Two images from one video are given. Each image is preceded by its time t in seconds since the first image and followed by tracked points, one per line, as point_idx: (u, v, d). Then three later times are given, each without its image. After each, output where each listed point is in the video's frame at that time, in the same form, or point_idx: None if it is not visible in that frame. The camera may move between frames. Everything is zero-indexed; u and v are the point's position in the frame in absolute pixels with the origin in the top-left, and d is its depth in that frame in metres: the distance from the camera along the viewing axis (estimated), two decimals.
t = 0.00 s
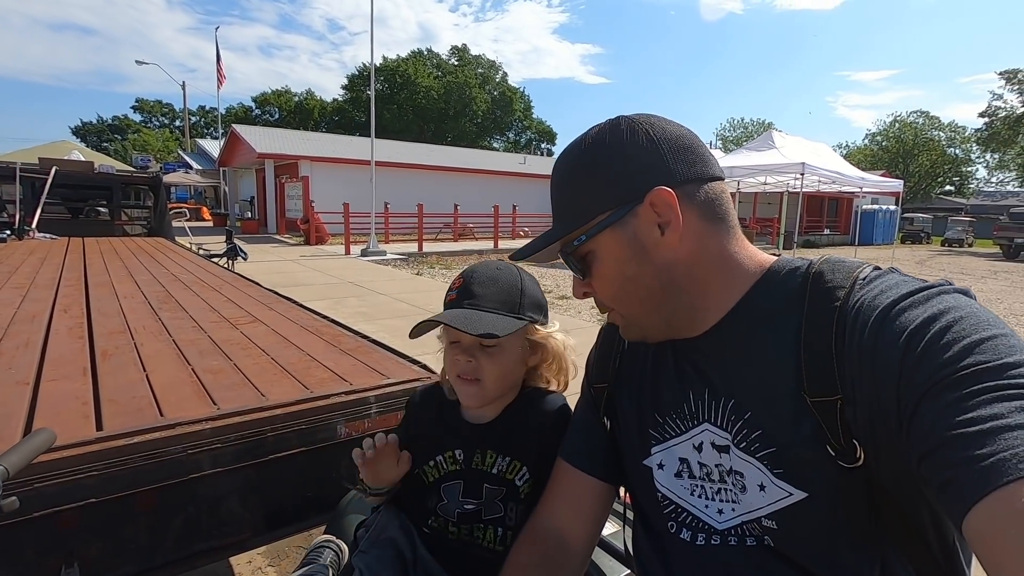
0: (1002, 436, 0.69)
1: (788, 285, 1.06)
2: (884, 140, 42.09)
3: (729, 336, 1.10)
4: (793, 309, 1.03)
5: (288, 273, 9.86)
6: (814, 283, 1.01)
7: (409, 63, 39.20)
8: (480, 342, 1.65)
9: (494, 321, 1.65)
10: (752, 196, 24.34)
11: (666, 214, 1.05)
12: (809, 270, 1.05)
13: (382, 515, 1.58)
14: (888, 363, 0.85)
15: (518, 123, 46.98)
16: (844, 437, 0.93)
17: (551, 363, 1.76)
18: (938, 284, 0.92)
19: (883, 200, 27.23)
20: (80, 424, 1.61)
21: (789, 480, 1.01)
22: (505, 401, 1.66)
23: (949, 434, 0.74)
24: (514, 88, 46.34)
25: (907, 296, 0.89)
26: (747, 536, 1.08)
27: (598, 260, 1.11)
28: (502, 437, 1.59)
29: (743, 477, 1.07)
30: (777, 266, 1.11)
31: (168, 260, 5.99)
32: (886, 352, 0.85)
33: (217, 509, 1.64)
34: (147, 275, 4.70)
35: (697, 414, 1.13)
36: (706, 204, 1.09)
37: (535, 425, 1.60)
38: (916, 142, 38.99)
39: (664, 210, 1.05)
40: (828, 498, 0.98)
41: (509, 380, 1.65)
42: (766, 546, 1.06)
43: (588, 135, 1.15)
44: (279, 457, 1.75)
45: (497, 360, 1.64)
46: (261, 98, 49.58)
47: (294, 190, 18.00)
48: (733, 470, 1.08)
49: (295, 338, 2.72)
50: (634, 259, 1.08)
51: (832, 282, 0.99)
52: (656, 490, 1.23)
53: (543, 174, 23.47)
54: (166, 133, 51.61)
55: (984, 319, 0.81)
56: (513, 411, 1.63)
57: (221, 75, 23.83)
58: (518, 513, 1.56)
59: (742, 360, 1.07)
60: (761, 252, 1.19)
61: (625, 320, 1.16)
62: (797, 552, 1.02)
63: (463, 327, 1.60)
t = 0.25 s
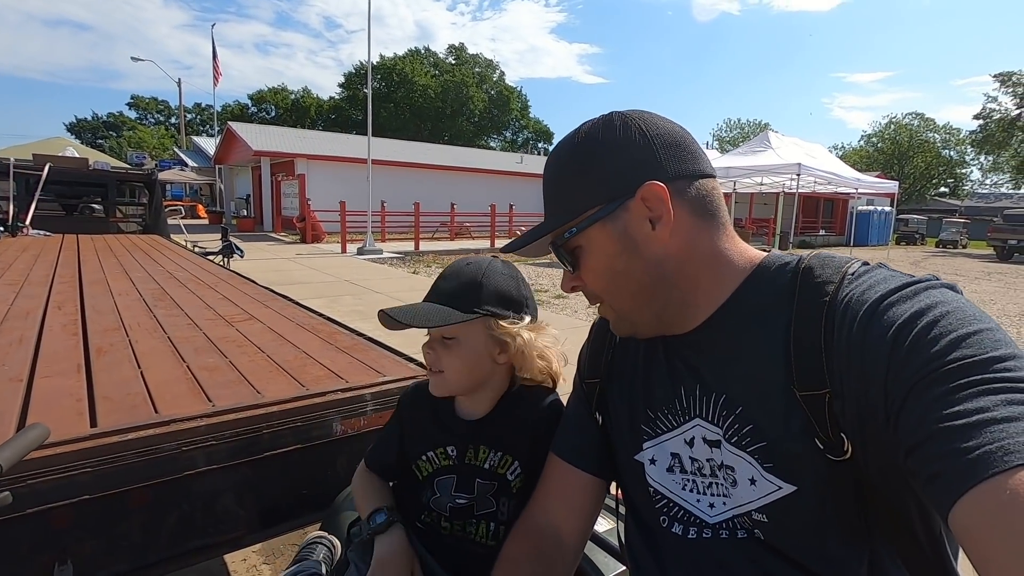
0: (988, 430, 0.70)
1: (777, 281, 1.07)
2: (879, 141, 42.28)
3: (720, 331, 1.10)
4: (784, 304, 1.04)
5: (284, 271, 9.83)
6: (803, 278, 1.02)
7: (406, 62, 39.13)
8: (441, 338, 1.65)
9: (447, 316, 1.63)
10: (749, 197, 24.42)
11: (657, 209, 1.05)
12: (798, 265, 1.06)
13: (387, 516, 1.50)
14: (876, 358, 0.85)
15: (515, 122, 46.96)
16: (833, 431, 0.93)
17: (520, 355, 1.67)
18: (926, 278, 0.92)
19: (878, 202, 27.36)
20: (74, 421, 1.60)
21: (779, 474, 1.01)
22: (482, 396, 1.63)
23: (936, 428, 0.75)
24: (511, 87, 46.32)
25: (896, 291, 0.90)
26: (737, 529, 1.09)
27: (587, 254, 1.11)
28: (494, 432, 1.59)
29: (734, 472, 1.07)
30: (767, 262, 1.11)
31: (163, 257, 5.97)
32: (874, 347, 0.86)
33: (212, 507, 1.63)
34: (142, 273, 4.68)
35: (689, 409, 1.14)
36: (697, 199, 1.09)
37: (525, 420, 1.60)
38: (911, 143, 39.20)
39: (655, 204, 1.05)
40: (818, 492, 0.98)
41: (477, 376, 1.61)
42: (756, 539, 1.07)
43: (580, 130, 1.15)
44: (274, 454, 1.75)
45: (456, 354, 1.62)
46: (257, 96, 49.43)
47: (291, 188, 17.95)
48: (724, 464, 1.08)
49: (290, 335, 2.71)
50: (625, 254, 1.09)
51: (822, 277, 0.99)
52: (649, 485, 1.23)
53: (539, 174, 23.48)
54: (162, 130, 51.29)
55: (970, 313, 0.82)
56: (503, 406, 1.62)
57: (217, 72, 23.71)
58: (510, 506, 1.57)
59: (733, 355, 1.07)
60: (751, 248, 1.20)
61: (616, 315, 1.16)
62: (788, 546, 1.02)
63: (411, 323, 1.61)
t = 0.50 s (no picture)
0: (987, 429, 0.70)
1: (776, 280, 1.07)
2: (875, 142, 42.45)
3: (719, 331, 1.10)
4: (782, 303, 1.04)
5: (281, 270, 9.81)
6: (801, 277, 1.02)
7: (404, 61, 39.11)
8: (443, 334, 1.64)
9: (451, 311, 1.62)
10: (746, 197, 24.48)
11: (657, 208, 1.05)
12: (797, 264, 1.06)
13: (380, 533, 1.49)
14: (875, 357, 0.85)
15: (513, 122, 46.97)
16: (833, 430, 0.93)
17: (522, 355, 1.69)
18: (924, 277, 0.93)
19: (874, 202, 27.43)
20: (70, 421, 1.59)
21: (778, 473, 1.01)
22: (479, 397, 1.62)
23: (935, 427, 0.75)
24: (509, 87, 46.33)
25: (894, 290, 0.90)
26: (736, 529, 1.09)
27: (587, 252, 1.11)
28: (489, 431, 1.58)
29: (733, 471, 1.07)
30: (766, 262, 1.12)
31: (160, 257, 5.95)
32: (873, 345, 0.86)
33: (210, 507, 1.63)
34: (138, 272, 4.67)
35: (688, 408, 1.14)
36: (696, 199, 1.09)
37: (522, 420, 1.59)
38: (907, 144, 39.34)
39: (655, 203, 1.05)
40: (818, 492, 0.98)
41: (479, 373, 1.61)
42: (756, 538, 1.07)
43: (582, 129, 1.15)
44: (272, 454, 1.74)
45: (459, 352, 1.62)
46: (254, 95, 49.33)
47: (288, 188, 17.91)
48: (723, 463, 1.08)
49: (288, 335, 2.71)
50: (625, 251, 1.09)
51: (820, 276, 1.00)
52: (647, 485, 1.23)
53: (537, 174, 23.49)
54: (158, 129, 51.11)
55: (968, 312, 0.82)
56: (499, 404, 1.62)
57: (214, 71, 23.64)
58: (508, 505, 1.56)
59: (732, 354, 1.07)
60: (750, 247, 1.20)
61: (615, 313, 1.16)
62: (787, 546, 1.02)
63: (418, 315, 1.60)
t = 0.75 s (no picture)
0: (988, 429, 0.70)
1: (776, 280, 1.07)
2: (872, 142, 42.60)
3: (719, 330, 1.10)
4: (782, 303, 1.04)
5: (279, 270, 9.79)
6: (800, 278, 1.02)
7: (402, 61, 39.09)
8: (445, 334, 1.64)
9: (454, 311, 1.61)
10: (743, 197, 24.54)
11: (661, 203, 1.05)
12: (797, 265, 1.06)
13: (376, 534, 1.48)
14: (875, 357, 0.86)
15: (511, 122, 46.99)
16: (833, 430, 0.93)
17: (521, 359, 1.70)
18: (923, 278, 0.93)
19: (870, 202, 27.51)
20: (66, 422, 1.59)
21: (777, 473, 1.01)
22: (474, 399, 1.63)
23: (936, 426, 0.75)
24: (506, 87, 46.33)
25: (894, 289, 0.90)
26: (732, 529, 1.09)
27: (590, 246, 1.11)
28: (482, 440, 1.57)
29: (730, 470, 1.07)
30: (765, 261, 1.12)
31: (156, 257, 5.93)
32: (874, 345, 0.86)
33: (206, 508, 1.62)
34: (135, 272, 4.65)
35: (685, 408, 1.14)
36: (702, 196, 1.10)
37: (514, 428, 1.59)
38: (903, 144, 39.47)
39: (659, 198, 1.05)
40: (817, 492, 0.99)
41: (477, 376, 1.62)
42: (753, 538, 1.07)
43: (588, 123, 1.15)
44: (269, 455, 1.74)
45: (461, 354, 1.62)
46: (251, 95, 49.26)
47: (285, 188, 17.88)
48: (720, 463, 1.09)
49: (285, 335, 2.70)
50: (629, 246, 1.08)
51: (819, 277, 1.00)
52: (644, 484, 1.23)
53: (534, 174, 23.50)
54: (155, 129, 50.95)
55: (968, 312, 0.82)
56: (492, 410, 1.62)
57: (211, 71, 23.59)
58: (501, 511, 1.56)
59: (730, 354, 1.08)
60: (750, 246, 1.20)
61: (616, 309, 1.15)
62: (786, 546, 1.03)
63: (423, 314, 1.59)
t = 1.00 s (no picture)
0: (979, 417, 0.70)
1: (775, 274, 1.08)
2: (872, 143, 42.61)
3: (719, 323, 1.11)
4: (780, 296, 1.05)
5: (279, 270, 9.79)
6: (798, 271, 1.03)
7: (402, 62, 39.10)
8: (446, 330, 1.65)
9: (455, 306, 1.62)
10: (743, 198, 24.52)
11: (704, 179, 1.09)
12: (795, 258, 1.07)
13: (376, 531, 1.48)
14: (871, 347, 0.86)
15: (511, 123, 46.99)
16: (829, 421, 0.94)
17: (524, 356, 1.72)
18: (919, 270, 0.93)
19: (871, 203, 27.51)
20: (67, 418, 1.59)
21: (775, 464, 1.02)
22: (474, 396, 1.63)
23: (928, 415, 0.75)
24: (507, 88, 46.33)
25: (889, 281, 0.91)
26: (732, 520, 1.09)
27: (629, 209, 1.09)
28: (483, 436, 1.58)
29: (729, 462, 1.08)
30: (765, 254, 1.13)
31: (157, 256, 5.94)
32: (869, 336, 0.87)
33: (207, 505, 1.63)
34: (135, 271, 4.65)
35: (685, 401, 1.14)
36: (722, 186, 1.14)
37: (516, 423, 1.59)
38: (903, 145, 39.46)
39: (703, 172, 1.08)
40: (814, 483, 0.99)
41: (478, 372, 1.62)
42: (752, 529, 1.07)
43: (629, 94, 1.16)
44: (270, 452, 1.74)
45: (462, 349, 1.62)
46: (252, 95, 49.27)
47: (285, 188, 17.88)
48: (719, 455, 1.09)
49: (286, 333, 2.70)
50: (668, 215, 1.09)
51: (817, 269, 1.01)
52: (644, 478, 1.24)
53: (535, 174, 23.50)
54: (156, 129, 50.92)
55: (962, 303, 0.83)
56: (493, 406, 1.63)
57: (211, 71, 23.59)
58: (502, 508, 1.56)
59: (729, 347, 1.08)
60: (752, 240, 1.21)
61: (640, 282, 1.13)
62: (783, 537, 1.03)
63: (426, 309, 1.60)
